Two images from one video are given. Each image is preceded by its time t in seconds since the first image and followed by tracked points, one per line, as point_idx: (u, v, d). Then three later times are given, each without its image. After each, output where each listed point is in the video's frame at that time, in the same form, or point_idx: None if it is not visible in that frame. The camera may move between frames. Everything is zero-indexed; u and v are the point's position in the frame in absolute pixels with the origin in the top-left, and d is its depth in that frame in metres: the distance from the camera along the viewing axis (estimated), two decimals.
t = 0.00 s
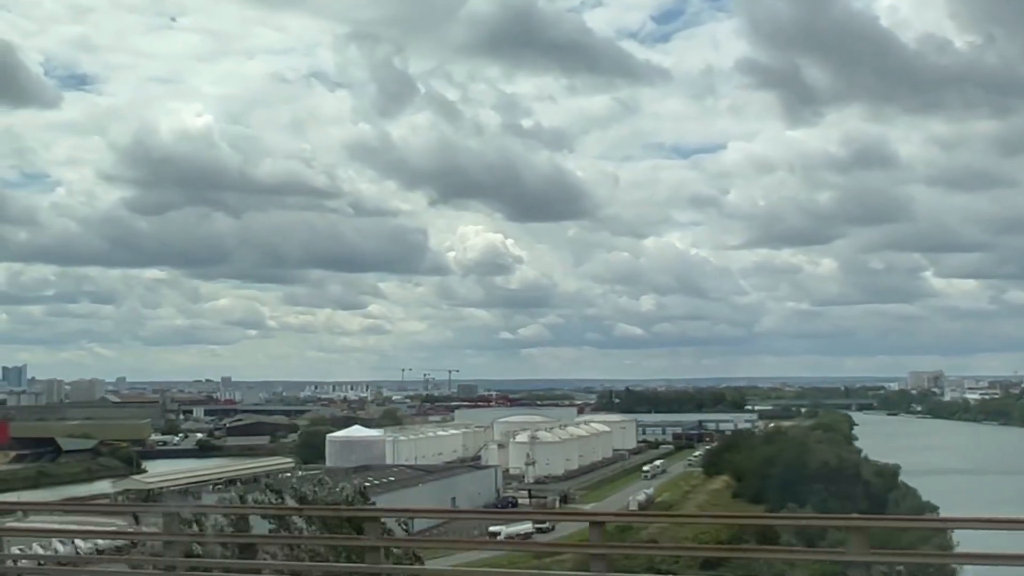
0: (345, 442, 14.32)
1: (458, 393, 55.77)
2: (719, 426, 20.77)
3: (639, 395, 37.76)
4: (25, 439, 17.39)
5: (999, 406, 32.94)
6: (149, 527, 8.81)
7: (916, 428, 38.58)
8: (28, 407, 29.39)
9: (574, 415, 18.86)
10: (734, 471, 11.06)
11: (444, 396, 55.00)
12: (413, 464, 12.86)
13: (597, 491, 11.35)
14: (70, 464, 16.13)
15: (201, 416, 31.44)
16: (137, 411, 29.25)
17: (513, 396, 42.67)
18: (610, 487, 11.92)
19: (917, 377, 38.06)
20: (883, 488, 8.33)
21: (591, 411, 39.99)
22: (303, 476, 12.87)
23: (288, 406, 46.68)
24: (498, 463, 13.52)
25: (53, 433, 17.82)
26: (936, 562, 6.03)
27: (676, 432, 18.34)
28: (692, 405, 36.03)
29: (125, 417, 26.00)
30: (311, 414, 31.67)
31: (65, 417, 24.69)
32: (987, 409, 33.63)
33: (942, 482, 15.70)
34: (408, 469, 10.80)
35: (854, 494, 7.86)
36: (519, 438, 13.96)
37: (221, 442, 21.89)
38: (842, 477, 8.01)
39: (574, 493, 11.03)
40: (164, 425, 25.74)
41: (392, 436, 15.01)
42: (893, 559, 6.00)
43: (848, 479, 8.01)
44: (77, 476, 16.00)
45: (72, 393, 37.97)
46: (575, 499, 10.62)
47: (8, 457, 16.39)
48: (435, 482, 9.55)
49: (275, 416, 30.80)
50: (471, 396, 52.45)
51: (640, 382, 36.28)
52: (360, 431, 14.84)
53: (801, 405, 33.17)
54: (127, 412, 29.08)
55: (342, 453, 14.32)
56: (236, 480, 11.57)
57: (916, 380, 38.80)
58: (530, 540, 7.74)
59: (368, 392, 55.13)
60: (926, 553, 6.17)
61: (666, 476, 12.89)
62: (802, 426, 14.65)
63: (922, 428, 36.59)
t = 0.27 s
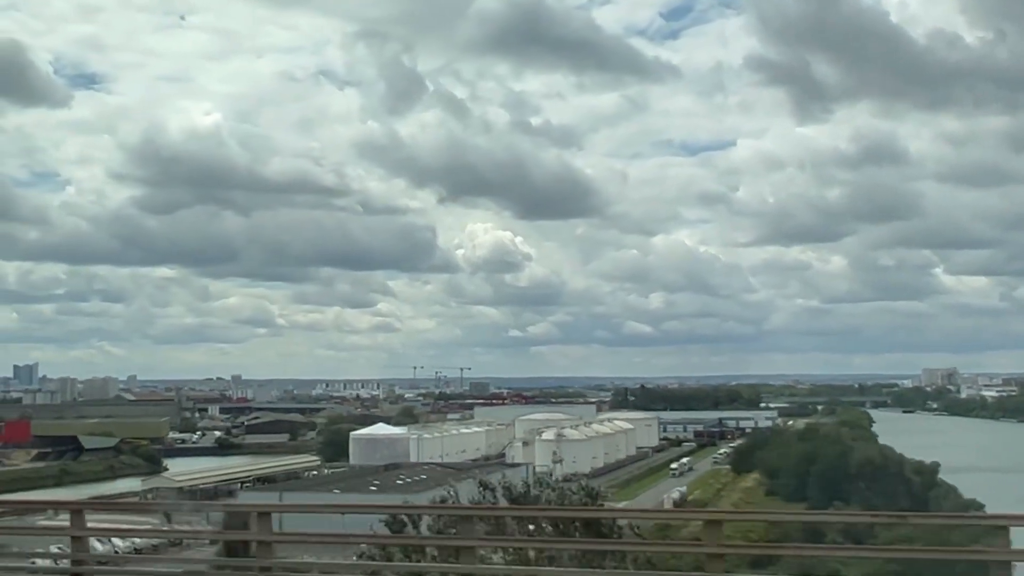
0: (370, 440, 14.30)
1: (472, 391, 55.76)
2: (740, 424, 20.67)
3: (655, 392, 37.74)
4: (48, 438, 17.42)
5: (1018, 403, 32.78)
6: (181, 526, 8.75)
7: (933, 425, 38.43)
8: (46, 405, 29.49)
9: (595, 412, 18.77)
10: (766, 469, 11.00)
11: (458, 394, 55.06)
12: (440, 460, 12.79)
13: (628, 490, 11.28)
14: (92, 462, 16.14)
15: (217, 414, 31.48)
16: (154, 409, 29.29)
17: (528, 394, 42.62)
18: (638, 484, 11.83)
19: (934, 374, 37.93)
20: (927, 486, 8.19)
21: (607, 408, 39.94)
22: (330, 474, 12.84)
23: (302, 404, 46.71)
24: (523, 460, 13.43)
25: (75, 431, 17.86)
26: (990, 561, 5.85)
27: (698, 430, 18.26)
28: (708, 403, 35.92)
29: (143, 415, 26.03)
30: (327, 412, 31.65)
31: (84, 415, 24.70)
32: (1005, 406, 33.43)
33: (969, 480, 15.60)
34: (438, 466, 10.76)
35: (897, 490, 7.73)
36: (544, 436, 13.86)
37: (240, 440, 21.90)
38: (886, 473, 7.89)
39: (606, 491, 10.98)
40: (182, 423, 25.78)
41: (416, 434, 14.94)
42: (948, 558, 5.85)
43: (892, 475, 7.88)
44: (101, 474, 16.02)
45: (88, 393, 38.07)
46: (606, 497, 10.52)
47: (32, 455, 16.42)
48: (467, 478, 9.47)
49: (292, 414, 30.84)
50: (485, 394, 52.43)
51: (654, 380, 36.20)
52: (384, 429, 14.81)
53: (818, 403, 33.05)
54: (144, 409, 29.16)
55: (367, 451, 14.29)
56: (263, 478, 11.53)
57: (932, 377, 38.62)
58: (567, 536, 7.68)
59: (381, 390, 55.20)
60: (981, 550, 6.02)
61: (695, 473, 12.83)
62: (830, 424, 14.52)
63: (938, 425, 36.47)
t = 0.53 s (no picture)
0: (398, 437, 14.25)
1: (486, 388, 55.74)
2: (764, 421, 20.60)
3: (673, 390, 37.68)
4: (74, 436, 17.44)
5: None
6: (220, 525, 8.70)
7: (951, 421, 38.31)
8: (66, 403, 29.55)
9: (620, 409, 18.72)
10: (802, 466, 10.93)
11: (473, 392, 55.09)
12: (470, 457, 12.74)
13: (662, 487, 11.22)
14: (118, 461, 16.13)
15: (236, 412, 31.50)
16: (174, 407, 29.33)
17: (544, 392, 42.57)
18: (671, 482, 11.76)
19: (951, 368, 37.81)
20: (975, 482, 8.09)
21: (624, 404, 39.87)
22: (360, 472, 12.79)
23: (318, 402, 46.73)
24: (553, 457, 13.38)
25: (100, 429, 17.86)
26: None
27: (723, 427, 18.19)
28: (726, 399, 35.85)
29: (164, 413, 26.07)
30: (346, 410, 31.65)
31: (106, 413, 24.74)
32: None
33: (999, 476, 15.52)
34: (472, 464, 10.70)
35: (947, 487, 7.63)
36: (573, 433, 13.80)
37: (263, 438, 21.89)
38: (934, 470, 7.79)
39: (640, 489, 10.92)
40: (202, 421, 25.79)
41: (443, 431, 14.89)
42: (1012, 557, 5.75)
43: (941, 471, 7.78)
44: (127, 471, 16.01)
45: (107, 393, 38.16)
46: (642, 495, 10.44)
47: (59, 453, 16.42)
48: (503, 476, 9.41)
49: (310, 411, 30.86)
50: (500, 392, 52.43)
51: (672, 377, 36.13)
52: (411, 425, 14.77)
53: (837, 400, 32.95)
54: (164, 407, 29.20)
55: (396, 448, 14.24)
56: (296, 477, 11.49)
57: (950, 374, 38.50)
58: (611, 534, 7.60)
59: (396, 387, 55.23)
60: None
61: (727, 470, 12.77)
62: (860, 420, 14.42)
63: (957, 421, 36.35)
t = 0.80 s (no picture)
0: (430, 434, 14.20)
1: (505, 385, 55.80)
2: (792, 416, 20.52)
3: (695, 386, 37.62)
4: (104, 433, 17.46)
5: None
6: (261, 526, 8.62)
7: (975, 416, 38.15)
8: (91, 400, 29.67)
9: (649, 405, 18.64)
10: (842, 461, 10.84)
11: (493, 388, 55.09)
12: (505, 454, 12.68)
13: (702, 483, 11.14)
14: (149, 458, 16.12)
15: (259, 409, 31.53)
16: (198, 404, 29.39)
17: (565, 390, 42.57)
18: (708, 478, 11.68)
19: (974, 364, 37.71)
20: None
21: (646, 400, 39.83)
22: (395, 470, 12.73)
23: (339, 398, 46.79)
24: (587, 453, 13.31)
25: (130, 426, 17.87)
26: None
27: (752, 422, 18.10)
28: (749, 395, 35.78)
29: (189, 410, 26.11)
30: (369, 406, 31.66)
31: (132, 410, 24.79)
32: None
33: None
34: (511, 460, 10.64)
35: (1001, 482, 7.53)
36: (608, 429, 13.73)
37: (290, 435, 21.88)
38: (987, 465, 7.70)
39: (680, 485, 10.84)
40: (228, 418, 25.83)
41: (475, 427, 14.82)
42: None
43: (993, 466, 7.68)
44: (159, 468, 15.99)
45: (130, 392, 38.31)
46: (682, 491, 10.37)
47: (89, 450, 16.44)
48: (546, 472, 9.34)
49: (334, 408, 30.86)
50: (520, 388, 52.42)
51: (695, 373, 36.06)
52: (444, 422, 14.71)
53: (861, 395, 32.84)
54: (188, 404, 29.23)
55: (428, 445, 14.19)
56: (333, 474, 11.42)
57: (974, 368, 38.36)
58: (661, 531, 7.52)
59: (416, 384, 55.27)
60: None
61: (763, 466, 12.70)
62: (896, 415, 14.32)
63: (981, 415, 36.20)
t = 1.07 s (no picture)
0: (466, 430, 14.13)
1: (529, 382, 55.71)
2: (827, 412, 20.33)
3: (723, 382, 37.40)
4: (138, 432, 17.47)
5: None
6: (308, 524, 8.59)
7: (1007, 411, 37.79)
8: (120, 399, 29.74)
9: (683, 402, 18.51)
10: (889, 457, 10.70)
11: (518, 385, 55.02)
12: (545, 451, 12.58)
13: (747, 480, 11.04)
14: (184, 455, 16.12)
15: (287, 407, 31.53)
16: (226, 402, 29.42)
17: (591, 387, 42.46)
18: (751, 475, 11.55)
19: (1003, 359, 37.40)
20: None
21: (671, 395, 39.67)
22: (434, 467, 12.67)
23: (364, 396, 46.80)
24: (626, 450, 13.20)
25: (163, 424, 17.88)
26: None
27: (788, 419, 17.93)
28: (777, 390, 35.54)
29: (218, 408, 26.12)
30: (397, 404, 31.60)
31: (163, 408, 24.82)
32: None
33: None
34: (553, 457, 10.55)
35: None
36: (646, 426, 13.61)
37: (321, 432, 21.86)
38: None
39: (725, 482, 10.75)
40: (257, 415, 25.84)
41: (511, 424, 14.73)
42: None
43: None
44: (194, 466, 15.97)
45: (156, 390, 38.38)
46: (728, 488, 10.25)
47: (124, 449, 16.45)
48: (592, 468, 9.25)
49: (361, 406, 30.85)
50: (545, 385, 52.30)
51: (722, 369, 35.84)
52: (481, 419, 14.64)
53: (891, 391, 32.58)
54: (217, 402, 29.26)
55: (465, 442, 14.13)
56: (374, 472, 11.35)
57: (1005, 363, 37.98)
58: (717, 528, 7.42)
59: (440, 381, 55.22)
60: None
61: (806, 462, 12.58)
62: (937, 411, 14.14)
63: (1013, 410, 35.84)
